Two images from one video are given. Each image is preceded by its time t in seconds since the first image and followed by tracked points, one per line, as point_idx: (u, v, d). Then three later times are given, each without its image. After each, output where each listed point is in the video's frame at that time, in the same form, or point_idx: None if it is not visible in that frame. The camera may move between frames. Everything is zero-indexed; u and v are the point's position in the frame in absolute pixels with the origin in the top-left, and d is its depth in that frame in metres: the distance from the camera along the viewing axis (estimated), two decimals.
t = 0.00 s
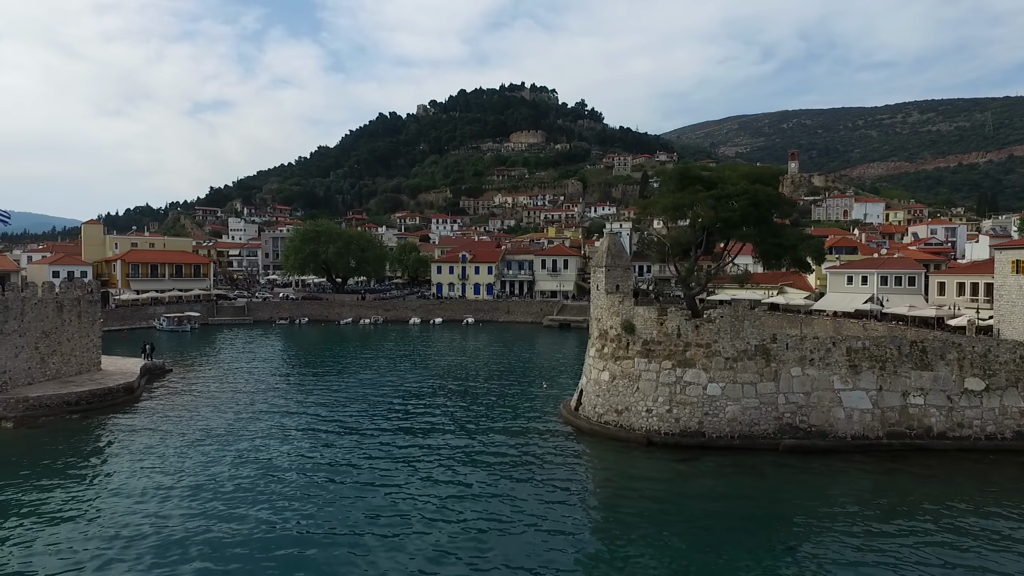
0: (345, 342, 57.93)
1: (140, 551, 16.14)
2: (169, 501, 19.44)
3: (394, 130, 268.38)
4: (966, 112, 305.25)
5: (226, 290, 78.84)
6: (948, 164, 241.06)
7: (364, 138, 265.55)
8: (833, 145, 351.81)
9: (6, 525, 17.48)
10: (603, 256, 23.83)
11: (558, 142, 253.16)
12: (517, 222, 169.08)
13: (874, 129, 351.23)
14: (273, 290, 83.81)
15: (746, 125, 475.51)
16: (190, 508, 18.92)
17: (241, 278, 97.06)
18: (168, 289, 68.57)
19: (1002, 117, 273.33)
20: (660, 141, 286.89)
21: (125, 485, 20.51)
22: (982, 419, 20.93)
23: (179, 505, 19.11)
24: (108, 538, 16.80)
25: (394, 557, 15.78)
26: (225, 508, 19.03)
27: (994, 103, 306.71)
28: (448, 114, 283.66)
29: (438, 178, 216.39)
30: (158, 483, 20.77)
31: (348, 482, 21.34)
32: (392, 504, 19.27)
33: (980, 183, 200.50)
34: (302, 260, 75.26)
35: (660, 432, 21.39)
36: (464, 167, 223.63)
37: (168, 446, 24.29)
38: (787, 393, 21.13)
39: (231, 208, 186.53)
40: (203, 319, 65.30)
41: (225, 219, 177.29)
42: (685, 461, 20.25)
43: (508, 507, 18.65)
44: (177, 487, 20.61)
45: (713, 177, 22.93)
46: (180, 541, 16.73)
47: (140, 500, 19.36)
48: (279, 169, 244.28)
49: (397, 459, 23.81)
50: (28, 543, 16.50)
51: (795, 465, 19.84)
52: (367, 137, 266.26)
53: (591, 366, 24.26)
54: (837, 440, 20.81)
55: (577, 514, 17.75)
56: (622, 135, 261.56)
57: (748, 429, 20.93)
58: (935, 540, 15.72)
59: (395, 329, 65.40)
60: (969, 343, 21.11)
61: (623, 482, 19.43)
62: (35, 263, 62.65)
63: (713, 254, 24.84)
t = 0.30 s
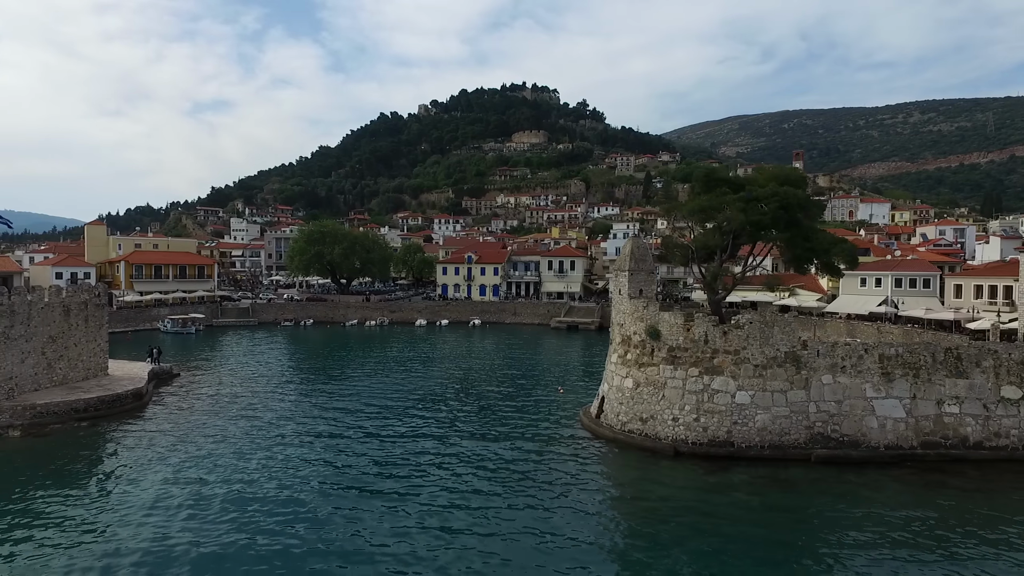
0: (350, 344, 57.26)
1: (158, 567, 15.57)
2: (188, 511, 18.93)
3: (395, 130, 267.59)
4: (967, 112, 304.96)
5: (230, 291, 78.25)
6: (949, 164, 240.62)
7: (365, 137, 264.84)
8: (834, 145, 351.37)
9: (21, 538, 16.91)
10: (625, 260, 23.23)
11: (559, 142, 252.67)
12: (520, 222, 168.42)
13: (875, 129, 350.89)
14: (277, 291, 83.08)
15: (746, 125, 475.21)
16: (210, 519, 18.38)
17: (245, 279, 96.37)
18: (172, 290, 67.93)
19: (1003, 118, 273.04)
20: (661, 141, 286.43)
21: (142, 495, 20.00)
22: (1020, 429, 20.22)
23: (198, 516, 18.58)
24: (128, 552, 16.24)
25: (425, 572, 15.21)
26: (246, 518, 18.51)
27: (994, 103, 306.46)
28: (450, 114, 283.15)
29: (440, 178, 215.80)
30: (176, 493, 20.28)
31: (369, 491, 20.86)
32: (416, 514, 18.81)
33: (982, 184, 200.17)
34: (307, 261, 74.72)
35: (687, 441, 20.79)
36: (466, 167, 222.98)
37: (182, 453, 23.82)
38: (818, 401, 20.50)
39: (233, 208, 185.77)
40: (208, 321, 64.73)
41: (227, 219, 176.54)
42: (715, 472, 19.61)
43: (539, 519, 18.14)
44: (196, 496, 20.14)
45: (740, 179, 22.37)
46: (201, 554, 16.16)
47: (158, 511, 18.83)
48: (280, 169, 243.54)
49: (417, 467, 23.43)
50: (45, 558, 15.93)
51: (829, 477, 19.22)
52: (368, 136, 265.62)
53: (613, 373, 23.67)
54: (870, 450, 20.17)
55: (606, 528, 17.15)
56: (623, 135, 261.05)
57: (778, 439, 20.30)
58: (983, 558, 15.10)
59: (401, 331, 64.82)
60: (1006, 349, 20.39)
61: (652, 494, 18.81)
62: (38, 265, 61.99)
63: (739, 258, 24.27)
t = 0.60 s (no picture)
0: (353, 346, 56.60)
1: None
2: (203, 523, 18.31)
3: (396, 129, 266.70)
4: (967, 112, 304.66)
5: (232, 293, 77.54)
6: (949, 164, 240.20)
7: (366, 137, 264.16)
8: (834, 144, 350.92)
9: (32, 553, 16.26)
10: (647, 265, 22.62)
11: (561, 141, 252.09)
12: (522, 222, 167.65)
13: (875, 129, 350.56)
14: (280, 292, 82.36)
15: (746, 125, 474.82)
16: (222, 532, 17.74)
17: (247, 280, 95.64)
18: (174, 292, 67.23)
19: (1004, 118, 272.41)
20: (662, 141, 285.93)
21: (153, 506, 19.37)
22: None
23: (213, 528, 17.97)
24: (141, 567, 15.63)
25: None
26: (264, 532, 17.88)
27: (994, 103, 305.83)
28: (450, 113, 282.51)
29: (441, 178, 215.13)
30: (190, 503, 19.68)
31: (390, 502, 20.23)
32: (441, 527, 18.20)
33: (983, 184, 199.79)
34: (310, 263, 74.11)
35: (715, 452, 20.12)
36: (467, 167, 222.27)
37: (195, 462, 23.19)
38: (849, 411, 19.83)
39: (233, 208, 184.87)
40: (210, 323, 64.04)
41: (228, 219, 175.67)
42: (745, 485, 18.91)
43: (569, 532, 17.49)
44: (211, 507, 19.53)
45: (765, 181, 21.76)
46: (218, 569, 15.51)
47: (169, 523, 18.20)
48: (281, 169, 242.63)
49: (438, 475, 22.85)
50: (57, 575, 15.27)
51: (862, 489, 18.60)
52: (369, 136, 264.96)
53: (634, 381, 23.01)
54: (903, 461, 19.50)
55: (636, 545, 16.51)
56: (624, 135, 260.28)
57: (809, 449, 19.62)
58: None
59: (406, 333, 64.19)
60: None
61: (681, 508, 18.17)
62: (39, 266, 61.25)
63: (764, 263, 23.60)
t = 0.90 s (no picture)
0: (355, 349, 55.92)
1: None
2: (212, 538, 17.62)
3: (396, 129, 265.71)
4: (967, 112, 304.46)
5: (233, 294, 76.72)
6: (949, 164, 239.89)
7: (365, 136, 263.19)
8: (834, 144, 350.52)
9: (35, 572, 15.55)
10: (669, 269, 21.94)
11: (561, 141, 251.47)
12: (523, 223, 166.84)
13: (874, 129, 350.25)
14: (281, 293, 81.55)
15: (746, 125, 474.39)
16: (233, 549, 17.06)
17: (248, 281, 94.80)
18: (175, 294, 66.41)
19: (1003, 118, 272.07)
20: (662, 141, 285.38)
21: (161, 518, 18.70)
22: None
23: (224, 544, 17.27)
24: None
25: None
26: (278, 548, 17.17)
27: (994, 104, 305.49)
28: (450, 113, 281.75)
29: (442, 178, 214.30)
30: (199, 516, 19.02)
31: (408, 515, 19.53)
32: (464, 542, 17.54)
33: (982, 184, 199.39)
34: (313, 264, 73.38)
35: (742, 464, 19.43)
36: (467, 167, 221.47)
37: (204, 472, 22.52)
38: (881, 422, 19.11)
39: (233, 208, 183.86)
40: (212, 325, 63.29)
41: (228, 219, 174.69)
42: (775, 499, 18.19)
43: (597, 549, 16.80)
44: (221, 520, 18.84)
45: (792, 183, 21.05)
46: None
47: (177, 539, 17.49)
48: (280, 169, 241.58)
49: (456, 485, 22.20)
50: None
51: (898, 504, 17.87)
52: (369, 135, 264.03)
53: (655, 389, 22.30)
54: (938, 475, 18.79)
55: (665, 563, 15.82)
56: (625, 135, 259.57)
57: (840, 462, 18.91)
58: None
59: (410, 336, 63.46)
60: None
61: (710, 523, 17.46)
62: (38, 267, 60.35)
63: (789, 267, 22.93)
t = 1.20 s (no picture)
0: (358, 351, 55.22)
1: None
2: (218, 556, 16.86)
3: (396, 129, 264.72)
4: (966, 113, 304.10)
5: (234, 296, 75.91)
6: (948, 164, 239.48)
7: (365, 136, 262.32)
8: (833, 144, 350.18)
9: None
10: (689, 275, 21.22)
11: (561, 141, 250.87)
12: (524, 223, 166.12)
13: (874, 130, 349.88)
14: (282, 295, 80.69)
15: (745, 125, 474.20)
16: (240, 568, 16.30)
17: (248, 282, 94.07)
18: (175, 296, 65.59)
19: (1002, 119, 271.81)
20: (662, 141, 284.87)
21: (166, 535, 17.94)
22: None
23: (231, 563, 16.53)
24: None
25: None
26: (287, 567, 16.41)
27: (992, 104, 305.22)
28: (450, 113, 280.99)
29: (442, 178, 213.48)
30: (205, 532, 18.27)
31: (424, 529, 18.77)
32: (482, 561, 16.81)
33: (981, 185, 198.92)
34: (314, 265, 72.62)
35: (769, 478, 18.71)
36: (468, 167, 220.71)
37: (210, 484, 21.78)
38: (913, 434, 18.34)
39: (232, 208, 182.94)
40: (213, 327, 62.55)
41: (227, 219, 173.79)
42: (805, 516, 17.47)
43: (624, 568, 16.05)
44: (226, 536, 18.07)
45: (819, 186, 20.35)
46: None
47: (182, 557, 16.74)
48: (279, 168, 240.61)
49: (472, 497, 21.46)
50: None
51: (933, 521, 17.15)
52: (368, 135, 263.17)
53: (675, 399, 21.56)
54: (974, 489, 18.03)
55: None
56: (624, 135, 258.83)
57: (871, 476, 18.18)
58: None
59: (413, 338, 62.74)
60: None
61: (739, 542, 16.72)
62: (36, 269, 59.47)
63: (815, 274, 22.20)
